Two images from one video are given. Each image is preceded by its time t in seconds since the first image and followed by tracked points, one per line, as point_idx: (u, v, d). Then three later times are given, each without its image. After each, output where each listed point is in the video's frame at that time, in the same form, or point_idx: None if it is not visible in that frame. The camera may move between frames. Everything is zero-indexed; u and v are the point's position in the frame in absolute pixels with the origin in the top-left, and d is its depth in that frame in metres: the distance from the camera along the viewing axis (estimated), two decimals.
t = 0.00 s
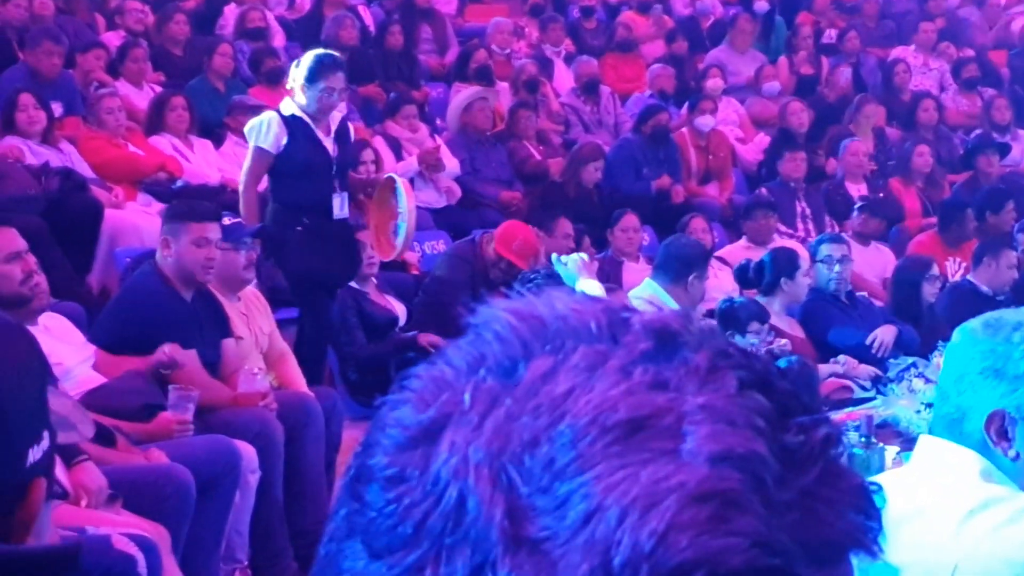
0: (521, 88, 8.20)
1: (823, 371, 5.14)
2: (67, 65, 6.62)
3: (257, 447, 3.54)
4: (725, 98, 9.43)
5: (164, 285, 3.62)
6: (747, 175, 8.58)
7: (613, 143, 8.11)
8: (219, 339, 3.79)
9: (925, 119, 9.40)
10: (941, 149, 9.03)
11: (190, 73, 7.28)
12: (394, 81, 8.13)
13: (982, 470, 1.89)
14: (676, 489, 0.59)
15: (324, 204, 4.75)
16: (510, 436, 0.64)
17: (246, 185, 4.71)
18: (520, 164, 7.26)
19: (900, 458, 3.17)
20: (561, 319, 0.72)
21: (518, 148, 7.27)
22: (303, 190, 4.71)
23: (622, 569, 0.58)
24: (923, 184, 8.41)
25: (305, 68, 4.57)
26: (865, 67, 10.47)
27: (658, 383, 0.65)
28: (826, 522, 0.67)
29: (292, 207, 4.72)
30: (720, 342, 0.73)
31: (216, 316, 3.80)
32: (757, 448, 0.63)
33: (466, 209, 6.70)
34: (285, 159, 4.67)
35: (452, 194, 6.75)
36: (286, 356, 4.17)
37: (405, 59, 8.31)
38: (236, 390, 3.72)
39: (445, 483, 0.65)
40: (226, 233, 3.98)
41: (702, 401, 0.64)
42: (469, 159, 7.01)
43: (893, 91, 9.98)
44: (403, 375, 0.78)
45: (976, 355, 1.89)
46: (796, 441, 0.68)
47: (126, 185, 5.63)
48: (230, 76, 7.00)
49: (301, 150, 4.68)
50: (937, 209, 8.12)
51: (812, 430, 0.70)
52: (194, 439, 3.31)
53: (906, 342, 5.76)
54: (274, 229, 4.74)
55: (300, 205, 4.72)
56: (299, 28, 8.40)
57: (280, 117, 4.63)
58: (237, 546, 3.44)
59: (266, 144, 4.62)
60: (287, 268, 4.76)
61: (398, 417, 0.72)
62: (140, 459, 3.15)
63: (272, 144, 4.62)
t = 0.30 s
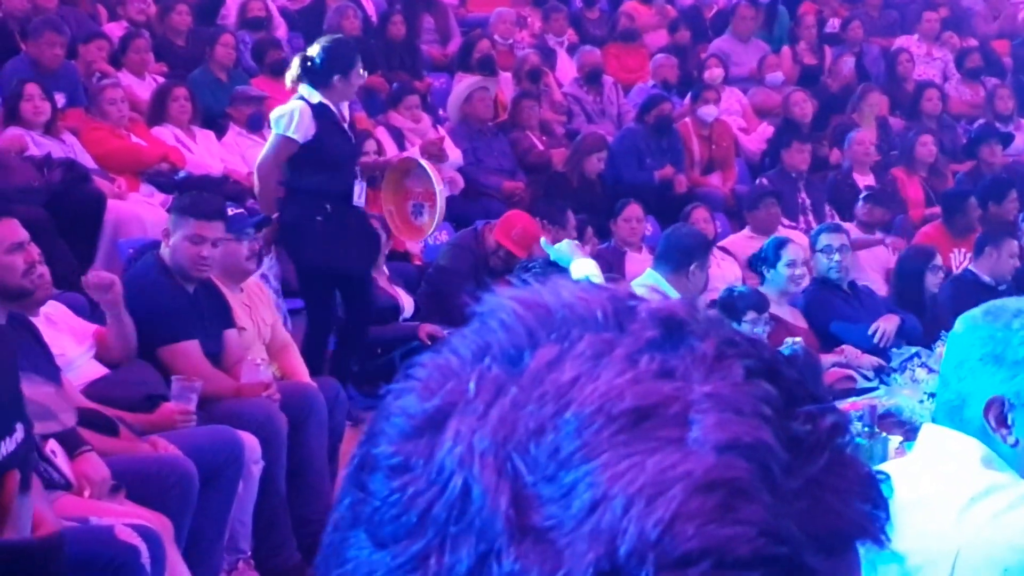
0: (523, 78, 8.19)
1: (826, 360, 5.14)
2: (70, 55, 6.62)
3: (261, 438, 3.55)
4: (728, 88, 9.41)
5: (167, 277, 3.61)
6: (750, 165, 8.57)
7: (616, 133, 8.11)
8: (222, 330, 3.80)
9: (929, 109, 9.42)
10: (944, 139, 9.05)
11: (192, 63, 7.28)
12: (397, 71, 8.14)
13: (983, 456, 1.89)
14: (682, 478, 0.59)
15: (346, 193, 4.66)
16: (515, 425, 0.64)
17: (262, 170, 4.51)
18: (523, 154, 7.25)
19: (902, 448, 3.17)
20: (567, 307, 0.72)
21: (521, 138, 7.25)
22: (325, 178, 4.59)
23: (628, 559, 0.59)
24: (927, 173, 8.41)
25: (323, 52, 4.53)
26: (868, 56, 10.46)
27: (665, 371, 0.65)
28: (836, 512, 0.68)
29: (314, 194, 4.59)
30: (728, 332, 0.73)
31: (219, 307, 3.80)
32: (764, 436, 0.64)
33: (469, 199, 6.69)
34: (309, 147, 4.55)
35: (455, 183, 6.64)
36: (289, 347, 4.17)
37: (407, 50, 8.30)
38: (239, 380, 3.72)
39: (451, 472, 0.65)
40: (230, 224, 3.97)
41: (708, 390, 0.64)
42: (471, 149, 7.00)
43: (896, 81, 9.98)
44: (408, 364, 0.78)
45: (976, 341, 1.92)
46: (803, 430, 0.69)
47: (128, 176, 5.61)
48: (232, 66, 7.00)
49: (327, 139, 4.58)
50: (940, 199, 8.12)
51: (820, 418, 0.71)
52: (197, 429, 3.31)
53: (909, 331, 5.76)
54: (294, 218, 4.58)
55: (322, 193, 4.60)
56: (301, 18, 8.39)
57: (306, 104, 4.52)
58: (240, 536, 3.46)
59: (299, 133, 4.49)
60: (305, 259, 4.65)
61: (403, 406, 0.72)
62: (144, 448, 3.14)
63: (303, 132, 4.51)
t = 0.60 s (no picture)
0: (527, 70, 8.17)
1: (831, 352, 5.15)
2: (74, 49, 6.61)
3: (266, 431, 3.56)
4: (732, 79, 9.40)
5: (172, 271, 3.61)
6: (755, 156, 8.55)
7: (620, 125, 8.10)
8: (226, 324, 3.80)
9: (937, 100, 9.44)
10: (950, 129, 9.04)
11: (196, 57, 7.28)
12: (400, 64, 8.13)
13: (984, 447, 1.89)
14: (692, 471, 0.59)
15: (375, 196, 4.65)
16: (524, 418, 0.64)
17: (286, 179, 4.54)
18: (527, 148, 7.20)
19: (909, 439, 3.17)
20: (576, 299, 0.72)
21: (525, 131, 7.24)
22: (353, 183, 4.58)
23: (637, 551, 0.59)
24: (934, 164, 8.44)
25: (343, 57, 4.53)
26: (873, 47, 10.44)
27: (673, 363, 0.65)
28: (845, 503, 0.68)
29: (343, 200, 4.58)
30: (737, 325, 0.73)
31: (224, 301, 3.80)
32: (773, 429, 0.64)
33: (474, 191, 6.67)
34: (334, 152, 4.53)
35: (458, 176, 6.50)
36: (294, 340, 4.17)
37: (412, 42, 8.29)
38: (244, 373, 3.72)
39: (459, 463, 0.65)
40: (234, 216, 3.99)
41: (717, 381, 0.64)
42: (475, 142, 6.99)
43: (900, 71, 9.98)
44: (417, 355, 0.77)
45: (978, 331, 1.88)
46: (814, 421, 0.69)
47: (132, 169, 5.63)
48: (236, 59, 7.01)
49: (351, 144, 4.54)
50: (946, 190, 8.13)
51: (829, 410, 0.71)
52: (203, 423, 3.32)
53: (914, 324, 5.76)
54: (326, 224, 4.60)
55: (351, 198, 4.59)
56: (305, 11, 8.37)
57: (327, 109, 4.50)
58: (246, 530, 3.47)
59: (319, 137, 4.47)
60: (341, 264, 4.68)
61: (410, 398, 0.72)
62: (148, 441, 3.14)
63: (324, 137, 4.48)
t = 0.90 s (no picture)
0: (529, 67, 8.16)
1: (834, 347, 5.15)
2: (76, 47, 6.61)
3: (270, 427, 3.56)
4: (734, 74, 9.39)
5: (175, 268, 3.62)
6: (757, 152, 8.55)
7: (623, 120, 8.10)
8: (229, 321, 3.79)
9: (941, 94, 9.46)
10: (952, 124, 9.04)
11: (198, 54, 7.26)
12: (402, 60, 8.14)
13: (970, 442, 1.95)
14: (697, 459, 0.59)
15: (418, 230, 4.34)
16: (531, 408, 0.64)
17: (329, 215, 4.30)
18: (529, 143, 7.22)
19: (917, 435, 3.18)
20: (581, 292, 0.71)
21: (527, 127, 7.23)
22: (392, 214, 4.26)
23: (645, 539, 0.59)
24: (937, 159, 8.45)
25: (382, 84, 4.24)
26: (874, 42, 10.43)
27: (679, 353, 0.65)
28: (847, 489, 0.67)
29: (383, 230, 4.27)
30: (741, 313, 0.73)
31: (227, 297, 3.80)
32: (779, 417, 0.64)
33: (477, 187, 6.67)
34: (376, 182, 4.25)
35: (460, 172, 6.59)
36: (297, 336, 4.17)
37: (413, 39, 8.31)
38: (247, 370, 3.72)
39: (467, 455, 0.65)
40: (235, 214, 3.99)
41: (722, 370, 0.64)
42: (478, 138, 6.96)
43: (902, 66, 9.98)
44: (423, 349, 0.77)
45: (965, 323, 2.00)
46: (818, 410, 0.68)
47: (136, 167, 5.63)
48: (238, 56, 7.01)
49: (395, 178, 4.25)
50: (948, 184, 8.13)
51: (832, 398, 0.70)
52: (208, 421, 3.31)
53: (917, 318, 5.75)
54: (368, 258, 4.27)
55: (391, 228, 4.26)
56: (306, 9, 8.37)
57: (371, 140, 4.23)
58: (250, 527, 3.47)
59: (358, 172, 4.21)
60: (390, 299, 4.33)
61: (419, 390, 0.72)
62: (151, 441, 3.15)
63: (365, 172, 4.20)
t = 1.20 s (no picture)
0: (532, 67, 8.16)
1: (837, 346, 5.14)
2: (79, 47, 6.61)
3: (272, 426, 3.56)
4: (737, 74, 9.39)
5: (177, 266, 3.62)
6: (759, 151, 8.55)
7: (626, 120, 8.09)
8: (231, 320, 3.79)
9: (942, 94, 9.44)
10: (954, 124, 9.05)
11: (201, 55, 7.27)
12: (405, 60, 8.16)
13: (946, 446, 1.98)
14: (699, 433, 0.60)
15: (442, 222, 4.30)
16: (533, 399, 0.64)
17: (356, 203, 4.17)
18: (532, 142, 7.23)
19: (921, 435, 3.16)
20: (570, 284, 0.71)
21: (530, 127, 7.23)
22: (416, 209, 4.23)
23: (654, 513, 0.59)
24: (939, 158, 8.44)
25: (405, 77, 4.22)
26: (877, 42, 10.43)
27: (670, 336, 0.65)
28: (844, 458, 0.67)
29: (408, 227, 4.23)
30: (725, 297, 0.73)
31: (229, 296, 3.80)
32: (773, 391, 0.64)
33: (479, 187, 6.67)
34: (403, 175, 4.18)
35: (463, 172, 6.38)
36: (300, 336, 4.16)
37: (415, 39, 8.40)
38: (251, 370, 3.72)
39: (473, 449, 0.65)
40: (239, 215, 3.98)
41: (713, 349, 0.64)
42: (480, 139, 6.95)
43: (904, 66, 9.97)
44: (419, 352, 0.77)
45: (934, 324, 2.14)
46: (806, 381, 0.68)
47: (139, 167, 5.63)
48: (241, 56, 7.01)
49: (423, 169, 4.20)
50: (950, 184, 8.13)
51: (819, 369, 0.70)
52: (211, 420, 3.31)
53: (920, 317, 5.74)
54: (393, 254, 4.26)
55: (416, 224, 4.23)
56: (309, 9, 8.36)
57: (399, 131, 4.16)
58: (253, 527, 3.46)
59: (391, 162, 4.13)
60: (412, 294, 4.34)
61: (420, 391, 0.71)
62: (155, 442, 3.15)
63: (398, 162, 4.13)
